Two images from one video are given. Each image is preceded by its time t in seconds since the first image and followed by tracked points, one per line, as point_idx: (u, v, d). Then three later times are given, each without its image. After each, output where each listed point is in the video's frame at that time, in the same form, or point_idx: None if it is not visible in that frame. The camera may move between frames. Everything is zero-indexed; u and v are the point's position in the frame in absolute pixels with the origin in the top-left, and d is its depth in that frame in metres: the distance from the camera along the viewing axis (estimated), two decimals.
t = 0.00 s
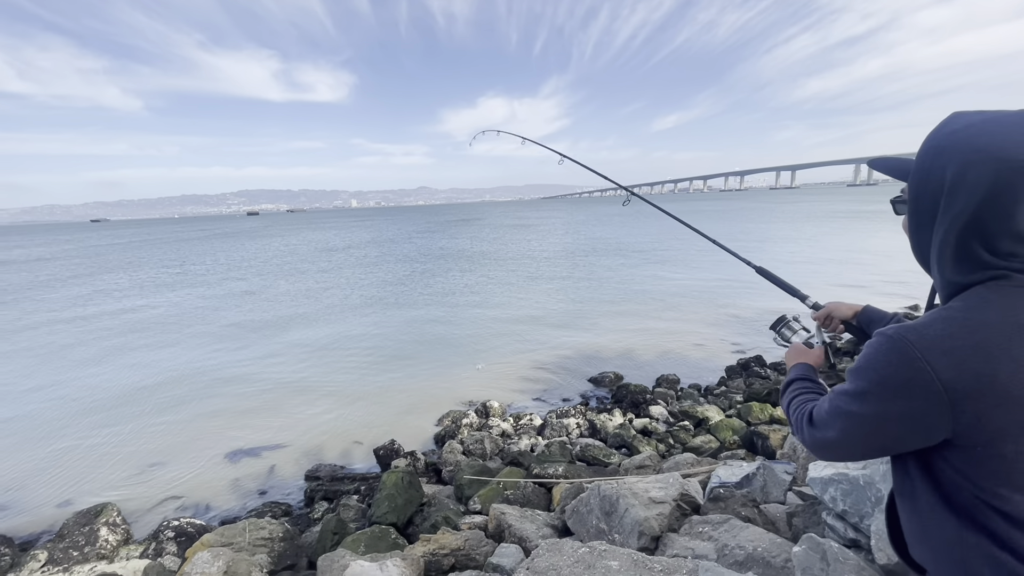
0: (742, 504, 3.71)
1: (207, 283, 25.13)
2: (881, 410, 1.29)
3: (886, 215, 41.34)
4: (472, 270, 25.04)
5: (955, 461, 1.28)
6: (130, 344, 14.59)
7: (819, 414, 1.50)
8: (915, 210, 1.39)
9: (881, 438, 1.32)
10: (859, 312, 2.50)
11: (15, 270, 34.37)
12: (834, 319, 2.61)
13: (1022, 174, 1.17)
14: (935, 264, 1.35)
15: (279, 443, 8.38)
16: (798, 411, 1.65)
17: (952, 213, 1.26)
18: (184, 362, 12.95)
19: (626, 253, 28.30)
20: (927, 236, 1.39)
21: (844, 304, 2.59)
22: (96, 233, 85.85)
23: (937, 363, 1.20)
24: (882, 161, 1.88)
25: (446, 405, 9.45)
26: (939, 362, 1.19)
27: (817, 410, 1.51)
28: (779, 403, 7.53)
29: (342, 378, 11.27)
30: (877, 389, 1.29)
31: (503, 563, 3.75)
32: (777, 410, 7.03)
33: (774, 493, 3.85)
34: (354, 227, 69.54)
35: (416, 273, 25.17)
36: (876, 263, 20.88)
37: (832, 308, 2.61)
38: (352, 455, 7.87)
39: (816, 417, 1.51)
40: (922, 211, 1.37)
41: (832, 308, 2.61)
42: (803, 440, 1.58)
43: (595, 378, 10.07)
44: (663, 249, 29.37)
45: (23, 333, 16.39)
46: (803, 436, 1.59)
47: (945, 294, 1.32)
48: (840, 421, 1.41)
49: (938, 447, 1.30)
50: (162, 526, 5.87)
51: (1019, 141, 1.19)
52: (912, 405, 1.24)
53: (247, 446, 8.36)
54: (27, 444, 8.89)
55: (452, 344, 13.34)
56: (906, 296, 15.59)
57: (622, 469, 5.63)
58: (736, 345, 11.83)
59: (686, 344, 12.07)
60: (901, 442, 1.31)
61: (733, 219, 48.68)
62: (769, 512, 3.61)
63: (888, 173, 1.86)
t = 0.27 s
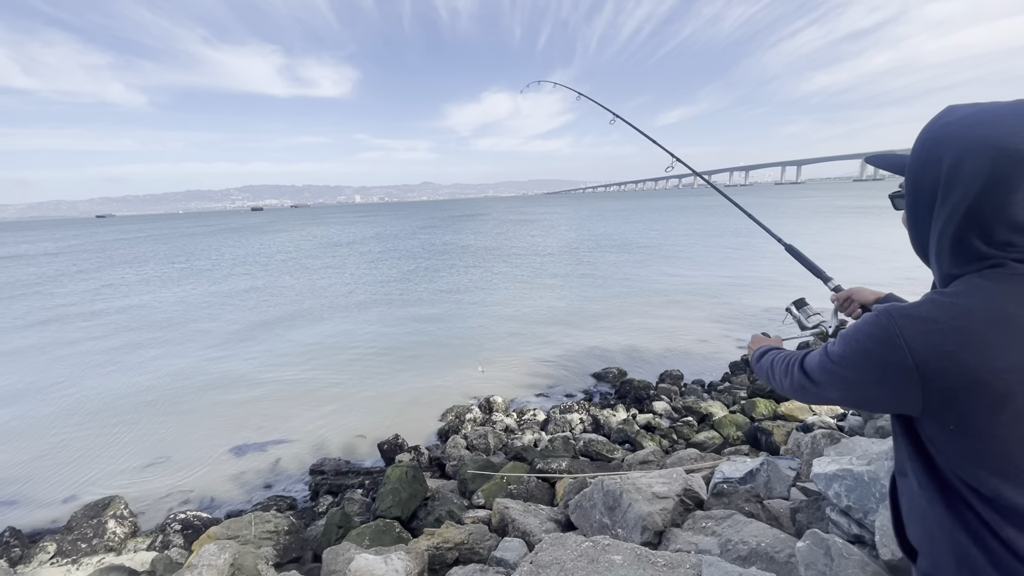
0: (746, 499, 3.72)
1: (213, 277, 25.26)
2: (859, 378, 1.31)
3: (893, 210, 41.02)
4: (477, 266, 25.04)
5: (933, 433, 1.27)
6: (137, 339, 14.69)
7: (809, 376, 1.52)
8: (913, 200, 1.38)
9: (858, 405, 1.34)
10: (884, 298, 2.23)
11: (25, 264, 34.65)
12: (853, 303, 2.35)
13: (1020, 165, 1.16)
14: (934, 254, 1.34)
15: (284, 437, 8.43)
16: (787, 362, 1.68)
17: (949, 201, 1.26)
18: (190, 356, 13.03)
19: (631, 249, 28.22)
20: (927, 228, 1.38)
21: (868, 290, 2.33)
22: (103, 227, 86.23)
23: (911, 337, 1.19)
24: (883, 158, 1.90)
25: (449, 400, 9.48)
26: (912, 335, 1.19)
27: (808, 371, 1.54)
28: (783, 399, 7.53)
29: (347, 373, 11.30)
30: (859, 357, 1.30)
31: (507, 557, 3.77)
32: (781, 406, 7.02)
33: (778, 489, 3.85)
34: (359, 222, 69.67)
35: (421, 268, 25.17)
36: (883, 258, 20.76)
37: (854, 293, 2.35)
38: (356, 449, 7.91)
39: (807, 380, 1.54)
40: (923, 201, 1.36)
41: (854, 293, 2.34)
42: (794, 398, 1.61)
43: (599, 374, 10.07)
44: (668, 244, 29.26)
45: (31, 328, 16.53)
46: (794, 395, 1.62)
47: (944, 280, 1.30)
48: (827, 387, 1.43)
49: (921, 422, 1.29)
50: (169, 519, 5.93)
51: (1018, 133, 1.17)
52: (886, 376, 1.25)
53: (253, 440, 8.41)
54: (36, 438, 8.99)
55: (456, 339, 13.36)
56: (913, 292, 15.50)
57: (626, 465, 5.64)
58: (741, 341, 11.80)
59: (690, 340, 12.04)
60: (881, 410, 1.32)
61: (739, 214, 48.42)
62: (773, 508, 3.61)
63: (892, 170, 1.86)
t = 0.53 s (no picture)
0: (746, 495, 3.73)
1: (216, 274, 25.37)
2: (887, 358, 1.26)
3: (894, 207, 40.97)
4: (479, 262, 25.06)
5: (960, 419, 1.21)
6: (140, 335, 14.78)
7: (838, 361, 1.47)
8: (960, 188, 1.31)
9: (882, 386, 1.30)
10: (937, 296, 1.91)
11: (29, 262, 34.85)
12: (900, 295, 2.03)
13: None
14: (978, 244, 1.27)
15: (287, 433, 8.47)
16: (822, 354, 1.62)
17: (997, 186, 1.18)
18: (193, 352, 13.09)
19: (632, 245, 28.23)
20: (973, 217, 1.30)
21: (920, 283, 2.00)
22: (106, 225, 86.47)
23: (945, 316, 1.13)
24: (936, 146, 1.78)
25: (452, 396, 9.51)
26: (947, 314, 1.13)
27: (837, 355, 1.48)
28: (785, 395, 7.54)
29: (350, 369, 11.35)
30: (891, 338, 1.25)
31: (508, 552, 3.79)
32: (783, 403, 7.01)
33: (779, 485, 3.86)
34: (361, 219, 69.78)
35: (423, 265, 25.22)
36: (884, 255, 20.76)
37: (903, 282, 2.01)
38: (359, 445, 7.95)
39: (835, 364, 1.48)
40: (970, 190, 1.29)
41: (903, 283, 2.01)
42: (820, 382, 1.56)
43: (601, 370, 10.08)
44: (669, 241, 29.24)
45: (36, 325, 16.63)
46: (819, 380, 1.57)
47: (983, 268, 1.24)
48: (851, 369, 1.39)
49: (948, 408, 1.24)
50: (173, 514, 5.98)
51: None
52: (914, 357, 1.20)
53: (256, 436, 8.46)
54: (41, 434, 9.06)
55: (458, 335, 13.40)
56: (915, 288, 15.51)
57: (627, 461, 5.64)
58: (743, 337, 11.81)
59: (692, 336, 12.05)
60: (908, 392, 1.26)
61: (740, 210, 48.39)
62: (773, 503, 3.62)
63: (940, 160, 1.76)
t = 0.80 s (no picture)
0: (745, 492, 3.75)
1: (217, 272, 25.39)
2: (926, 317, 1.28)
3: (894, 204, 40.97)
4: (479, 260, 25.04)
5: (984, 383, 1.22)
6: (142, 333, 14.80)
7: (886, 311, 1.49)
8: None
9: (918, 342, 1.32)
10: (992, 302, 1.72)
11: (30, 260, 34.88)
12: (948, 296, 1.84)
13: None
14: None
15: (289, 431, 8.50)
16: (868, 303, 1.66)
17: None
18: (195, 350, 13.13)
19: (632, 243, 28.24)
20: None
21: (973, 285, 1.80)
22: (107, 223, 86.47)
23: (979, 277, 1.14)
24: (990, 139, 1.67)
25: (452, 394, 9.53)
26: (980, 276, 1.13)
27: (886, 306, 1.50)
28: (785, 393, 7.55)
29: (351, 367, 11.37)
30: (928, 297, 1.27)
31: (508, 548, 3.80)
32: (783, 400, 7.02)
33: (777, 482, 3.88)
34: (361, 216, 69.69)
35: (424, 263, 25.21)
36: (883, 252, 20.79)
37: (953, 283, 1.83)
38: (361, 442, 7.98)
39: (884, 315, 1.51)
40: None
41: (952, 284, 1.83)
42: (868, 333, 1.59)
43: (602, 367, 10.10)
44: (669, 238, 29.27)
45: (37, 323, 16.66)
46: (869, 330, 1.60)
47: None
48: (894, 320, 1.43)
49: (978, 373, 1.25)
50: (176, 511, 6.01)
51: None
52: (947, 317, 1.22)
53: (258, 434, 8.50)
54: (44, 432, 9.09)
55: (459, 333, 13.42)
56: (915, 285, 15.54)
57: (627, 458, 5.66)
58: (743, 335, 11.83)
59: (692, 333, 12.08)
60: (937, 351, 1.28)
61: (740, 208, 48.39)
62: (772, 500, 3.64)
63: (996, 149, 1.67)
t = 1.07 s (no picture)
0: (744, 488, 3.76)
1: (217, 271, 25.39)
2: (945, 306, 1.30)
3: (894, 201, 40.97)
4: (479, 258, 25.03)
5: (1003, 366, 1.24)
6: (142, 332, 14.81)
7: (901, 310, 1.52)
8: None
9: (937, 331, 1.34)
10: None
11: (30, 259, 34.90)
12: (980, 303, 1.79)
13: None
14: None
15: (289, 429, 8.53)
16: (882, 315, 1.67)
17: None
18: (195, 349, 13.14)
19: (631, 241, 28.26)
20: None
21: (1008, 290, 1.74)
22: (107, 222, 86.45)
23: (1005, 257, 1.19)
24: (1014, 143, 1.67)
25: (452, 392, 9.55)
26: (1006, 255, 1.19)
27: (900, 309, 1.53)
28: (785, 390, 7.57)
29: (351, 365, 11.38)
30: (950, 286, 1.29)
31: (508, 545, 3.82)
32: (783, 397, 7.03)
33: (776, 478, 3.90)
34: (361, 215, 69.65)
35: (423, 261, 25.18)
36: (883, 250, 20.81)
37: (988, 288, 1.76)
38: (361, 440, 8.01)
39: (898, 317, 1.53)
40: None
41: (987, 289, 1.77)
42: (882, 337, 1.61)
43: (602, 365, 10.12)
44: (668, 236, 29.30)
45: (38, 322, 16.68)
46: (881, 334, 1.62)
47: None
48: (910, 314, 1.45)
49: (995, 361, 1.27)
50: (177, 509, 6.03)
51: None
52: (969, 304, 1.25)
53: (259, 432, 8.53)
54: (45, 431, 9.11)
55: (459, 331, 13.44)
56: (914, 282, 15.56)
57: (627, 455, 5.67)
58: (743, 332, 11.85)
59: (692, 331, 12.11)
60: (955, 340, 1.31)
61: (739, 205, 48.36)
62: (770, 496, 3.65)
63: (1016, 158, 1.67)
